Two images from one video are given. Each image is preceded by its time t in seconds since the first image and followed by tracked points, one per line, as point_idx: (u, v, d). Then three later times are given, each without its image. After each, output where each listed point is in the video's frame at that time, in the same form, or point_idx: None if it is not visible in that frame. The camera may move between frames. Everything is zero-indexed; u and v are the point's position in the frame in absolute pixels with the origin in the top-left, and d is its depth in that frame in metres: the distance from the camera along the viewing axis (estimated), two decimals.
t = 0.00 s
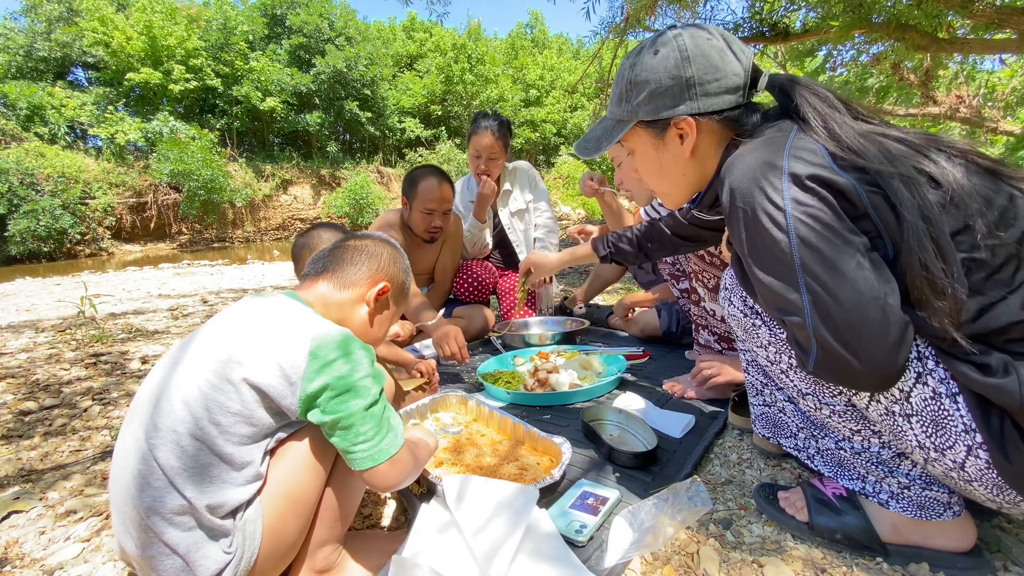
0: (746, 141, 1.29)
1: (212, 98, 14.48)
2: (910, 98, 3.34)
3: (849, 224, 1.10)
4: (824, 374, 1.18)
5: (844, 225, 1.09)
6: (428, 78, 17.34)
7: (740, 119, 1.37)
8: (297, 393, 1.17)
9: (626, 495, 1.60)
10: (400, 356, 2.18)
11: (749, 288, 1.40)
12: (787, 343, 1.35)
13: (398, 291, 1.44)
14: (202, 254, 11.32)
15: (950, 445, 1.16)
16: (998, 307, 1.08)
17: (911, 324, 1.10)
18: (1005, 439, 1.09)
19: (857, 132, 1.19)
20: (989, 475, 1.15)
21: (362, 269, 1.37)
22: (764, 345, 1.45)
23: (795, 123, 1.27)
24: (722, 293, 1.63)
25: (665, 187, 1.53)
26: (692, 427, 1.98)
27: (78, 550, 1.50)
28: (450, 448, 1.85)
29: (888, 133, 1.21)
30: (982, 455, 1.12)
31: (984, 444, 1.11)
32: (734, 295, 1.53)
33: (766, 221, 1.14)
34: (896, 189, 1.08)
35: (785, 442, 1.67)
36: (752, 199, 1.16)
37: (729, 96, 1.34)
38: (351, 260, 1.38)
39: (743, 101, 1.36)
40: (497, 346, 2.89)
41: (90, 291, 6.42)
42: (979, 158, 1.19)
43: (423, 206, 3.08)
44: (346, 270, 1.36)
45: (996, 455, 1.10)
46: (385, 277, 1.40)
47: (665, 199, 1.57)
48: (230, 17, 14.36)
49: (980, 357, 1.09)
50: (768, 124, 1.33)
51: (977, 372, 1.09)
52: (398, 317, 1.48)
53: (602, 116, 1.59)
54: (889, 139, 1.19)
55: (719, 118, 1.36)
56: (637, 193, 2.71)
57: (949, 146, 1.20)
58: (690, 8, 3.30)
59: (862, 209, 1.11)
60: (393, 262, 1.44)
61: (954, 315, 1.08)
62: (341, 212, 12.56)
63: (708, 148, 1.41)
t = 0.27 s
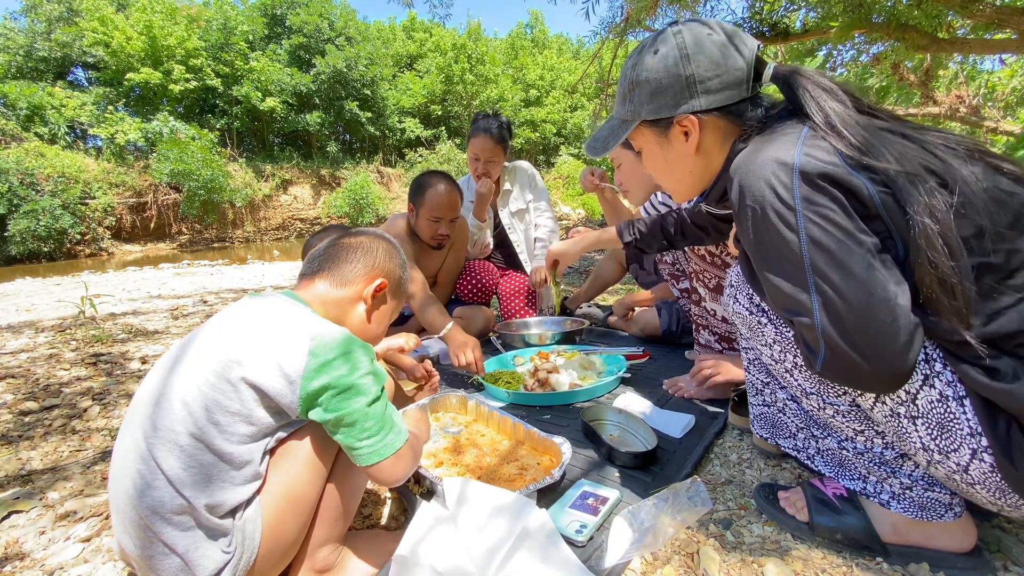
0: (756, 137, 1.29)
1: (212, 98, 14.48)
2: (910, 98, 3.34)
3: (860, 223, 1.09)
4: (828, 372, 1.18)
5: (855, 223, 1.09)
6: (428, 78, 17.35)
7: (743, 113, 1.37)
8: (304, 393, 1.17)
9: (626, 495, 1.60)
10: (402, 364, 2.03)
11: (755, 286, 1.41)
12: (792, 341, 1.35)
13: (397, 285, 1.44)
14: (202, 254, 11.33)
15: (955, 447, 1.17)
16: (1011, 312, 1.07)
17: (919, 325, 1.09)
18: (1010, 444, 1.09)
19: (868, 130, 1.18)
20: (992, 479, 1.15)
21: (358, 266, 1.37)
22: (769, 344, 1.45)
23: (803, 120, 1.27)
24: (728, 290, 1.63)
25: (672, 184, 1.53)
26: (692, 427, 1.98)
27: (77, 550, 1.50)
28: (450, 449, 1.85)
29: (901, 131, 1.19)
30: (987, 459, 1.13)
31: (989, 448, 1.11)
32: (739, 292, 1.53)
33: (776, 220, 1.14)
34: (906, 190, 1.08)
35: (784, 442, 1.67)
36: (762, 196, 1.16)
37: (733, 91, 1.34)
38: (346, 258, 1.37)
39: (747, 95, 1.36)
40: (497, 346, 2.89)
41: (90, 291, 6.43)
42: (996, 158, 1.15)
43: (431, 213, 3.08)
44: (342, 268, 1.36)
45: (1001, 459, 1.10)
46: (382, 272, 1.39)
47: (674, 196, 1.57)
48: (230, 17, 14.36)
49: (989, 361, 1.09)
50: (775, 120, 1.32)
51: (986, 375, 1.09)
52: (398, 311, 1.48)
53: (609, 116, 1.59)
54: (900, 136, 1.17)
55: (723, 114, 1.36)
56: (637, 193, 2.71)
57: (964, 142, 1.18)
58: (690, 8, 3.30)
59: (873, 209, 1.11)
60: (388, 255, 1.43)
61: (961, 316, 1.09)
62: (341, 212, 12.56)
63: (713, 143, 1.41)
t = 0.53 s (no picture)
0: (762, 135, 1.28)
1: (212, 98, 14.49)
2: (910, 98, 3.34)
3: (865, 223, 1.09)
4: (830, 372, 1.18)
5: (860, 223, 1.09)
6: (428, 78, 17.35)
7: (749, 111, 1.37)
8: (309, 391, 1.17)
9: (627, 495, 1.60)
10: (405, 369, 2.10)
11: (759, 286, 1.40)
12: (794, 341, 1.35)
13: (394, 273, 1.43)
14: (202, 254, 11.33)
15: (957, 449, 1.17)
16: (1016, 313, 1.07)
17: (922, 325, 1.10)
18: (1011, 448, 1.09)
19: (873, 129, 1.18)
20: (993, 481, 1.15)
21: (353, 258, 1.37)
22: (770, 344, 1.45)
23: (808, 119, 1.26)
24: (730, 289, 1.63)
25: (676, 181, 1.53)
26: (692, 427, 1.98)
27: (77, 550, 1.50)
28: (451, 449, 1.85)
29: (906, 131, 1.19)
30: (988, 461, 1.13)
31: (990, 450, 1.11)
32: (742, 291, 1.53)
33: (780, 219, 1.14)
34: (912, 190, 1.08)
35: (787, 440, 1.67)
36: (766, 193, 1.16)
37: (738, 88, 1.34)
38: (341, 251, 1.38)
39: (752, 94, 1.36)
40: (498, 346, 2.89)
41: (91, 291, 6.43)
42: (1001, 158, 1.16)
43: (433, 213, 3.08)
44: (338, 261, 1.36)
45: (1002, 463, 1.10)
46: (377, 262, 1.39)
47: (677, 194, 1.58)
48: (230, 16, 14.37)
49: (991, 364, 1.10)
50: (780, 120, 1.31)
51: (988, 378, 1.09)
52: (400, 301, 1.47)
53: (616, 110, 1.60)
54: (907, 137, 1.17)
55: (727, 110, 1.36)
56: (637, 194, 2.72)
57: (970, 142, 1.18)
58: (690, 8, 3.30)
59: (879, 209, 1.10)
60: (384, 246, 1.43)
61: (965, 316, 1.10)
62: (341, 212, 12.56)
63: (717, 141, 1.41)
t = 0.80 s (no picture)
0: (756, 134, 1.29)
1: (212, 98, 14.48)
2: (910, 98, 3.34)
3: (861, 220, 1.10)
4: (830, 371, 1.18)
5: (856, 219, 1.09)
6: (428, 78, 17.35)
7: (745, 114, 1.36)
8: (315, 387, 1.18)
9: (627, 495, 1.60)
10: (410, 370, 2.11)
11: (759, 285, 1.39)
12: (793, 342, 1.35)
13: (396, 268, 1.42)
14: (202, 254, 11.32)
15: (956, 448, 1.17)
16: (1013, 308, 1.07)
17: (919, 323, 1.10)
18: (1010, 446, 1.09)
19: (865, 127, 1.18)
20: (993, 479, 1.15)
21: (353, 258, 1.36)
22: (768, 344, 1.45)
23: (802, 119, 1.27)
24: (728, 290, 1.63)
25: (672, 183, 1.53)
26: (692, 427, 1.98)
27: (77, 550, 1.50)
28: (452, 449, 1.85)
29: (897, 129, 1.20)
30: (987, 460, 1.13)
31: (990, 449, 1.11)
32: (739, 292, 1.53)
33: (777, 217, 1.13)
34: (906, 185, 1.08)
35: (788, 440, 1.67)
36: (762, 192, 1.16)
37: (733, 91, 1.34)
38: (340, 252, 1.38)
39: (747, 97, 1.36)
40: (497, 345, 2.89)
41: (90, 291, 6.43)
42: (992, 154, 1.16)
43: (435, 207, 3.08)
44: (339, 262, 1.36)
45: (1001, 460, 1.10)
46: (376, 259, 1.38)
47: (674, 196, 1.57)
48: (230, 16, 14.37)
49: (989, 361, 1.09)
50: (775, 119, 1.33)
51: (985, 375, 1.09)
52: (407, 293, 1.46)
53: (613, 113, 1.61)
54: (899, 135, 1.18)
55: (722, 114, 1.35)
56: (637, 194, 2.72)
57: (961, 141, 1.18)
58: (690, 8, 3.30)
59: (873, 206, 1.11)
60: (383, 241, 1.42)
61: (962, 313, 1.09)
62: (341, 211, 12.55)
63: (713, 144, 1.40)
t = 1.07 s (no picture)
0: (751, 137, 1.29)
1: (212, 98, 14.48)
2: (910, 98, 3.34)
3: (853, 221, 1.09)
4: (826, 371, 1.18)
5: (848, 220, 1.09)
6: (428, 78, 17.35)
7: (741, 118, 1.37)
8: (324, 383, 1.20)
9: (627, 495, 1.60)
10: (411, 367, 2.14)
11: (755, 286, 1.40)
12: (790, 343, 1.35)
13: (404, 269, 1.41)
14: (202, 254, 11.32)
15: (951, 447, 1.17)
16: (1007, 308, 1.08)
17: (913, 322, 1.10)
18: (1005, 445, 1.08)
19: (857, 128, 1.18)
20: (989, 478, 1.15)
21: (365, 258, 1.35)
22: (766, 344, 1.45)
23: (796, 122, 1.26)
24: (726, 290, 1.63)
25: (669, 186, 1.53)
26: (692, 427, 1.98)
27: (78, 550, 1.50)
28: (451, 449, 1.85)
29: (889, 130, 1.20)
30: (983, 459, 1.13)
31: (985, 448, 1.11)
32: (737, 293, 1.53)
33: (770, 219, 1.14)
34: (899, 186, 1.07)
35: (790, 438, 1.66)
36: (755, 193, 1.16)
37: (729, 96, 1.34)
38: (351, 251, 1.36)
39: (743, 101, 1.36)
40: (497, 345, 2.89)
41: (90, 291, 6.42)
42: (984, 155, 1.18)
43: (434, 204, 3.08)
44: (351, 262, 1.35)
45: (997, 460, 1.09)
46: (385, 263, 1.37)
47: (671, 199, 1.58)
48: (230, 16, 14.38)
49: (983, 360, 1.10)
50: (771, 123, 1.32)
51: (980, 375, 1.09)
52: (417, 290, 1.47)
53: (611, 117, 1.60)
54: (891, 137, 1.17)
55: (718, 118, 1.35)
56: (637, 194, 2.72)
57: (954, 141, 1.19)
58: (690, 8, 3.30)
59: (866, 207, 1.11)
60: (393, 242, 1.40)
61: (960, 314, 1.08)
62: (341, 211, 12.55)
63: (709, 148, 1.40)
